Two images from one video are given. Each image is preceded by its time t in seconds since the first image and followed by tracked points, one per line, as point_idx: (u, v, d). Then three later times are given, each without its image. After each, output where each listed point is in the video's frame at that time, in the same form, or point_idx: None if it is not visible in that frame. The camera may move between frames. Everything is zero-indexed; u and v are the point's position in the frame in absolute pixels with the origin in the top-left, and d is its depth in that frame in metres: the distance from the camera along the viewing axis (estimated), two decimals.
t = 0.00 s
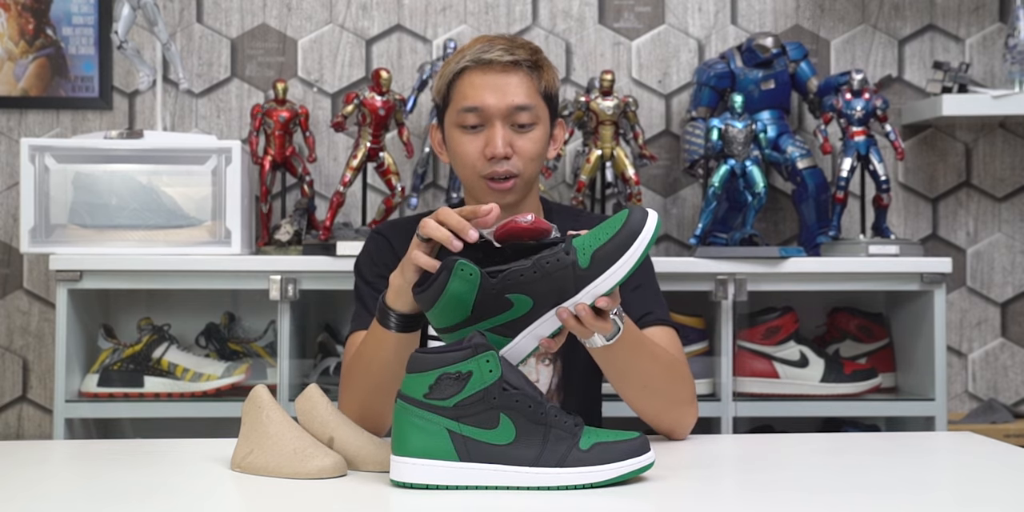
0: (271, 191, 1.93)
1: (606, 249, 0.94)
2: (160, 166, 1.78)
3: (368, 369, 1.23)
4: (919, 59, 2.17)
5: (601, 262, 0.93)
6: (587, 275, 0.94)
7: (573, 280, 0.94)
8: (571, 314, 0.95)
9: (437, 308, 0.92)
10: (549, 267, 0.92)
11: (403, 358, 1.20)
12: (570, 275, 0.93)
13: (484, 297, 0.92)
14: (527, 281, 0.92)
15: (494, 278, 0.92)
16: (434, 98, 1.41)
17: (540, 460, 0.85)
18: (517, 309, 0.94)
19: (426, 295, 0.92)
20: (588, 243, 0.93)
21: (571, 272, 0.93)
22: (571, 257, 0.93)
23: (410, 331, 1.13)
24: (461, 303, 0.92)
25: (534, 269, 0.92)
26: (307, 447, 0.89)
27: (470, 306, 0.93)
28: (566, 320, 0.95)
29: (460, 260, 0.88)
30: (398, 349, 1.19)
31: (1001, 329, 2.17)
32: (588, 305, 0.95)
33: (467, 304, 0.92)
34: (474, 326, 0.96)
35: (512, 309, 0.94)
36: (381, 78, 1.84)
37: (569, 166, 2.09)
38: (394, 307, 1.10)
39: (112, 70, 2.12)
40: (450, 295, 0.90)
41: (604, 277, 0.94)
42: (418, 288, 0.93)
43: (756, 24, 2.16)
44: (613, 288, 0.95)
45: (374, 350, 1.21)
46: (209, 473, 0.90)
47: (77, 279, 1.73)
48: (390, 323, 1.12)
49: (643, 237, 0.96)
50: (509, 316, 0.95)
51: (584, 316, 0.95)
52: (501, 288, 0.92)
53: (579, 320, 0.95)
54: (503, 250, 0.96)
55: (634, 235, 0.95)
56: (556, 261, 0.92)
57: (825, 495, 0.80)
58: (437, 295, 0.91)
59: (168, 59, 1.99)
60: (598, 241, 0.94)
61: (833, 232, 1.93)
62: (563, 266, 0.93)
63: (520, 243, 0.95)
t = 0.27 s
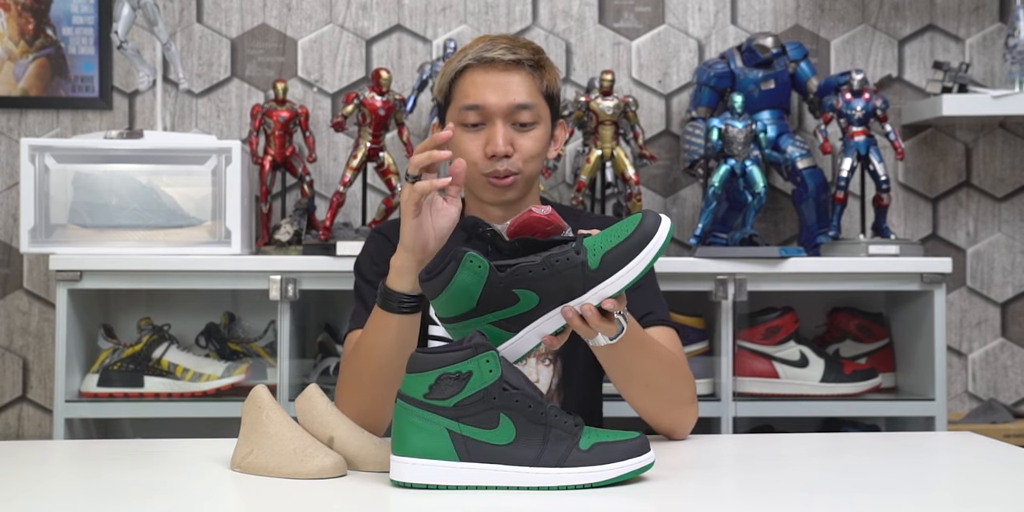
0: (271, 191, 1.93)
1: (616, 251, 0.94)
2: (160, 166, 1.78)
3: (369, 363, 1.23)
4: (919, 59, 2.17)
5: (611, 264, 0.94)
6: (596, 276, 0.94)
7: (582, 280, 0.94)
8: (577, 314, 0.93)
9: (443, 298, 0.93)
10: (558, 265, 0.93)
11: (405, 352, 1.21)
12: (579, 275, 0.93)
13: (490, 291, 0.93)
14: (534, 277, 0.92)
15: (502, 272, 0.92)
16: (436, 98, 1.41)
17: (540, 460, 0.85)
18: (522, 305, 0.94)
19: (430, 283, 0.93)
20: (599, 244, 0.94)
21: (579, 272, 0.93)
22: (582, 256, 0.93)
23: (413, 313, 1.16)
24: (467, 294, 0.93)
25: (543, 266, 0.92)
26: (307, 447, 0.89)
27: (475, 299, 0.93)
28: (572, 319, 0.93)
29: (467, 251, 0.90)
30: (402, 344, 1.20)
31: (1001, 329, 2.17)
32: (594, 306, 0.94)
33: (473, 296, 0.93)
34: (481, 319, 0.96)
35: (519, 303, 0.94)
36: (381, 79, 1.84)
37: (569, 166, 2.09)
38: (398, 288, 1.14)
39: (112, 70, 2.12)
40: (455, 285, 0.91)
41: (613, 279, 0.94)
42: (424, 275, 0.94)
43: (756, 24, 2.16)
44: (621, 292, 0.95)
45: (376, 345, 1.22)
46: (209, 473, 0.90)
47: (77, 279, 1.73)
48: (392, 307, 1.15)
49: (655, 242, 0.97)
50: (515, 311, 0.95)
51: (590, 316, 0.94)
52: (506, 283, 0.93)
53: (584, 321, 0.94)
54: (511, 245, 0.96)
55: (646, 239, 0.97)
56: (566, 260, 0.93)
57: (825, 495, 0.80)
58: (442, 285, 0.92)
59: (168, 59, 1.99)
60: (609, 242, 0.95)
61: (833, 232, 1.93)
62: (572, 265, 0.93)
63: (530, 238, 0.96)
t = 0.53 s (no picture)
0: (271, 191, 1.93)
1: (627, 257, 0.94)
2: (161, 166, 1.78)
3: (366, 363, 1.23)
4: (919, 59, 2.17)
5: (620, 269, 0.93)
6: (603, 281, 0.93)
7: (589, 282, 0.93)
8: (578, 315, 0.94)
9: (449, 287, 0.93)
10: (567, 266, 0.93)
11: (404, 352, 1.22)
12: (587, 278, 0.93)
13: (495, 286, 0.93)
14: (542, 276, 0.93)
15: (510, 268, 0.93)
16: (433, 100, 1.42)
17: (540, 460, 0.84)
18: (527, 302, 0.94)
19: (439, 272, 0.93)
20: (610, 247, 0.94)
21: (587, 275, 0.93)
22: (591, 259, 0.93)
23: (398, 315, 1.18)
24: (473, 286, 0.93)
25: (552, 265, 0.93)
26: (307, 447, 0.89)
27: (482, 291, 0.93)
28: (574, 320, 0.93)
29: (478, 243, 0.89)
30: (396, 337, 1.21)
31: (1001, 329, 2.17)
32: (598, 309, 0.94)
33: (478, 289, 0.93)
34: (484, 313, 0.96)
35: (524, 300, 0.94)
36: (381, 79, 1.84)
37: (569, 166, 2.10)
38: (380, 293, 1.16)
39: (112, 70, 2.12)
40: (463, 276, 0.92)
41: (622, 284, 0.94)
42: (432, 264, 0.93)
43: (756, 24, 2.16)
44: (625, 298, 0.95)
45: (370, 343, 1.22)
46: (209, 473, 0.90)
47: (77, 279, 1.73)
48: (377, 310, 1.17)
49: (667, 249, 0.97)
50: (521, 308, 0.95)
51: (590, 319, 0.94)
52: (511, 279, 0.93)
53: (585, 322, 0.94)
54: (520, 241, 0.97)
55: (658, 247, 0.96)
56: (575, 261, 0.93)
57: (825, 495, 0.80)
58: (450, 273, 0.92)
59: (168, 59, 1.99)
60: (620, 247, 0.94)
61: (833, 232, 1.93)
62: (580, 267, 0.93)
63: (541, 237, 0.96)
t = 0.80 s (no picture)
0: (271, 191, 1.93)
1: (627, 269, 0.94)
2: (161, 166, 1.78)
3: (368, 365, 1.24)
4: (919, 59, 2.17)
5: (620, 280, 0.93)
6: (601, 290, 0.93)
7: (585, 291, 0.93)
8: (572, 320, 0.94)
9: (446, 279, 0.94)
10: (565, 271, 0.92)
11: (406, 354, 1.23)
12: (585, 286, 0.93)
13: (492, 284, 0.93)
14: (541, 279, 0.92)
15: (509, 267, 0.93)
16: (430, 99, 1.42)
17: (540, 460, 0.84)
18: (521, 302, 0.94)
19: (440, 262, 0.93)
20: (611, 258, 0.94)
21: (584, 282, 0.93)
22: (590, 267, 0.93)
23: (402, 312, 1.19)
24: (471, 282, 0.93)
25: (550, 268, 0.92)
26: (307, 447, 0.89)
27: (477, 288, 0.94)
28: (568, 325, 0.93)
29: (479, 239, 0.90)
30: (398, 336, 1.22)
31: (1001, 329, 2.17)
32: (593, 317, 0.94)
33: (475, 285, 0.94)
34: (479, 309, 0.96)
35: (520, 300, 0.94)
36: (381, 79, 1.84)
37: (569, 166, 2.09)
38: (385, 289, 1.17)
39: (112, 70, 2.12)
40: (461, 270, 0.92)
41: (619, 296, 0.93)
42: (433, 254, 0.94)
43: (756, 24, 2.16)
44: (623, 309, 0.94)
45: (372, 345, 1.23)
46: (210, 473, 0.90)
47: (77, 279, 1.73)
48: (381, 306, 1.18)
49: (669, 265, 0.96)
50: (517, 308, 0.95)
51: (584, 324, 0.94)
52: (508, 279, 0.93)
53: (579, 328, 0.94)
54: (524, 240, 0.98)
55: (658, 263, 0.95)
56: (574, 267, 0.93)
57: (825, 496, 0.80)
58: (450, 265, 0.92)
59: (168, 59, 1.99)
60: (621, 259, 0.94)
61: (833, 231, 1.92)
62: (579, 274, 0.93)
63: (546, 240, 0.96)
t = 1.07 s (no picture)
0: (271, 191, 1.93)
1: (630, 275, 0.93)
2: (161, 166, 1.78)
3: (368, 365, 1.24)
4: (919, 58, 2.17)
5: (619, 286, 0.93)
6: (600, 293, 0.93)
7: (584, 292, 0.93)
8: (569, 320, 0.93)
9: (450, 260, 0.94)
10: (568, 270, 0.93)
11: (408, 356, 1.23)
12: (585, 287, 0.93)
13: (495, 272, 0.94)
14: (542, 274, 0.93)
15: (513, 258, 0.93)
16: (423, 104, 1.43)
17: (540, 460, 0.84)
18: (522, 294, 0.94)
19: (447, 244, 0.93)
20: (615, 262, 0.94)
21: (584, 283, 0.93)
22: (592, 269, 0.93)
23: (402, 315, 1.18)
24: (474, 266, 0.93)
25: (553, 265, 0.93)
26: (307, 446, 0.89)
27: (481, 273, 0.94)
28: (564, 324, 0.93)
29: (485, 225, 0.90)
30: (399, 336, 1.22)
31: (1001, 329, 2.17)
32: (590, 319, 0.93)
33: (478, 270, 0.94)
34: (480, 295, 0.97)
35: (521, 292, 0.94)
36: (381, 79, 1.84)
37: (569, 166, 2.09)
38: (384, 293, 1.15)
39: (112, 70, 2.12)
40: (466, 253, 0.92)
41: (617, 302, 0.93)
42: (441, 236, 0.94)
43: (756, 24, 2.16)
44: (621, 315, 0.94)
45: (373, 345, 1.23)
46: (210, 473, 0.90)
47: (77, 279, 1.73)
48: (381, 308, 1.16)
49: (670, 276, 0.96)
50: (517, 299, 0.95)
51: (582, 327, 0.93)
52: (509, 269, 0.93)
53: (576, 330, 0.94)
54: (535, 233, 0.98)
55: (659, 275, 0.95)
56: (576, 267, 0.93)
57: (825, 495, 0.80)
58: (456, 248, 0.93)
59: (168, 59, 1.99)
60: (624, 265, 0.94)
61: (833, 231, 1.92)
62: (580, 275, 0.93)
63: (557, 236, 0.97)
